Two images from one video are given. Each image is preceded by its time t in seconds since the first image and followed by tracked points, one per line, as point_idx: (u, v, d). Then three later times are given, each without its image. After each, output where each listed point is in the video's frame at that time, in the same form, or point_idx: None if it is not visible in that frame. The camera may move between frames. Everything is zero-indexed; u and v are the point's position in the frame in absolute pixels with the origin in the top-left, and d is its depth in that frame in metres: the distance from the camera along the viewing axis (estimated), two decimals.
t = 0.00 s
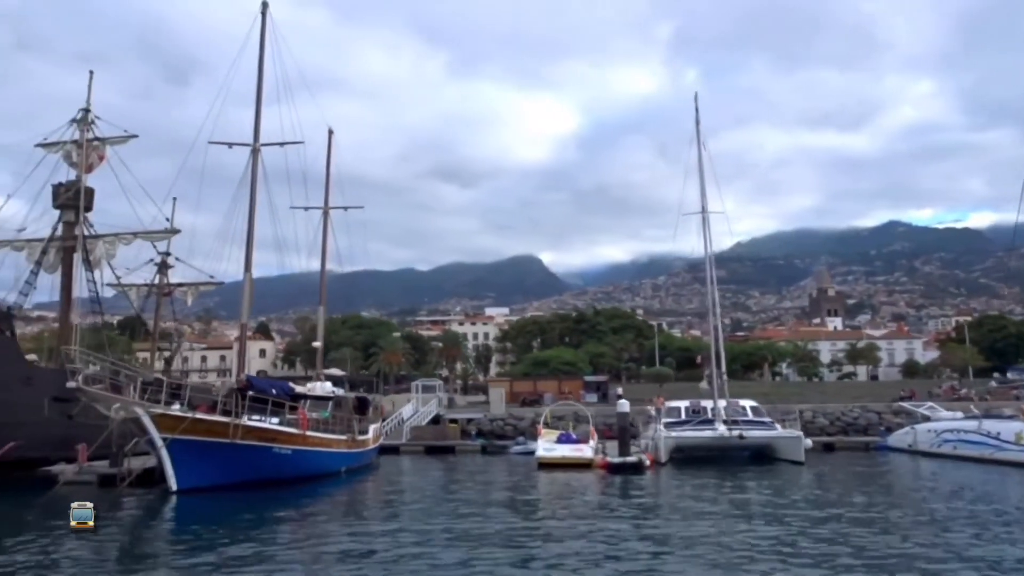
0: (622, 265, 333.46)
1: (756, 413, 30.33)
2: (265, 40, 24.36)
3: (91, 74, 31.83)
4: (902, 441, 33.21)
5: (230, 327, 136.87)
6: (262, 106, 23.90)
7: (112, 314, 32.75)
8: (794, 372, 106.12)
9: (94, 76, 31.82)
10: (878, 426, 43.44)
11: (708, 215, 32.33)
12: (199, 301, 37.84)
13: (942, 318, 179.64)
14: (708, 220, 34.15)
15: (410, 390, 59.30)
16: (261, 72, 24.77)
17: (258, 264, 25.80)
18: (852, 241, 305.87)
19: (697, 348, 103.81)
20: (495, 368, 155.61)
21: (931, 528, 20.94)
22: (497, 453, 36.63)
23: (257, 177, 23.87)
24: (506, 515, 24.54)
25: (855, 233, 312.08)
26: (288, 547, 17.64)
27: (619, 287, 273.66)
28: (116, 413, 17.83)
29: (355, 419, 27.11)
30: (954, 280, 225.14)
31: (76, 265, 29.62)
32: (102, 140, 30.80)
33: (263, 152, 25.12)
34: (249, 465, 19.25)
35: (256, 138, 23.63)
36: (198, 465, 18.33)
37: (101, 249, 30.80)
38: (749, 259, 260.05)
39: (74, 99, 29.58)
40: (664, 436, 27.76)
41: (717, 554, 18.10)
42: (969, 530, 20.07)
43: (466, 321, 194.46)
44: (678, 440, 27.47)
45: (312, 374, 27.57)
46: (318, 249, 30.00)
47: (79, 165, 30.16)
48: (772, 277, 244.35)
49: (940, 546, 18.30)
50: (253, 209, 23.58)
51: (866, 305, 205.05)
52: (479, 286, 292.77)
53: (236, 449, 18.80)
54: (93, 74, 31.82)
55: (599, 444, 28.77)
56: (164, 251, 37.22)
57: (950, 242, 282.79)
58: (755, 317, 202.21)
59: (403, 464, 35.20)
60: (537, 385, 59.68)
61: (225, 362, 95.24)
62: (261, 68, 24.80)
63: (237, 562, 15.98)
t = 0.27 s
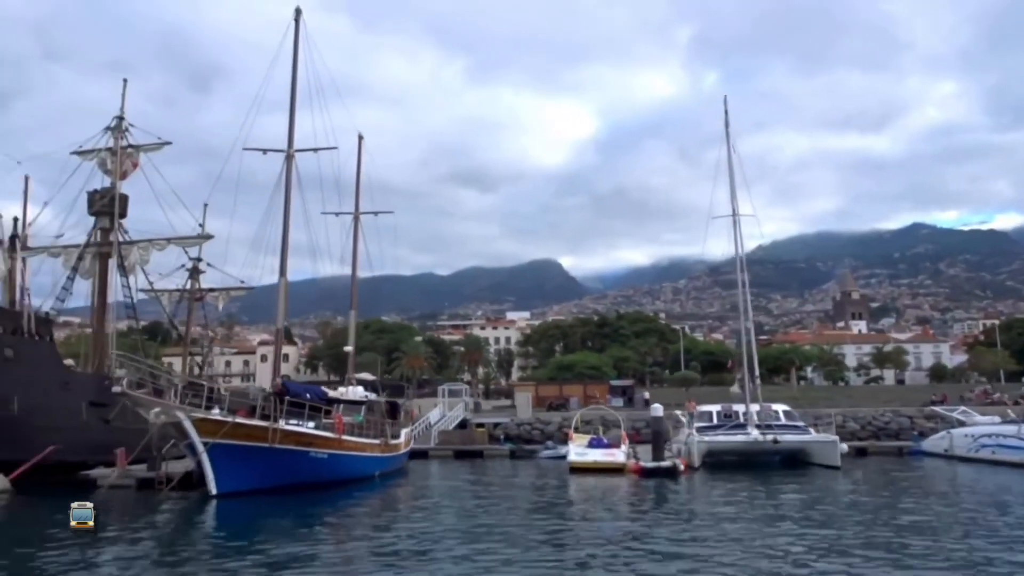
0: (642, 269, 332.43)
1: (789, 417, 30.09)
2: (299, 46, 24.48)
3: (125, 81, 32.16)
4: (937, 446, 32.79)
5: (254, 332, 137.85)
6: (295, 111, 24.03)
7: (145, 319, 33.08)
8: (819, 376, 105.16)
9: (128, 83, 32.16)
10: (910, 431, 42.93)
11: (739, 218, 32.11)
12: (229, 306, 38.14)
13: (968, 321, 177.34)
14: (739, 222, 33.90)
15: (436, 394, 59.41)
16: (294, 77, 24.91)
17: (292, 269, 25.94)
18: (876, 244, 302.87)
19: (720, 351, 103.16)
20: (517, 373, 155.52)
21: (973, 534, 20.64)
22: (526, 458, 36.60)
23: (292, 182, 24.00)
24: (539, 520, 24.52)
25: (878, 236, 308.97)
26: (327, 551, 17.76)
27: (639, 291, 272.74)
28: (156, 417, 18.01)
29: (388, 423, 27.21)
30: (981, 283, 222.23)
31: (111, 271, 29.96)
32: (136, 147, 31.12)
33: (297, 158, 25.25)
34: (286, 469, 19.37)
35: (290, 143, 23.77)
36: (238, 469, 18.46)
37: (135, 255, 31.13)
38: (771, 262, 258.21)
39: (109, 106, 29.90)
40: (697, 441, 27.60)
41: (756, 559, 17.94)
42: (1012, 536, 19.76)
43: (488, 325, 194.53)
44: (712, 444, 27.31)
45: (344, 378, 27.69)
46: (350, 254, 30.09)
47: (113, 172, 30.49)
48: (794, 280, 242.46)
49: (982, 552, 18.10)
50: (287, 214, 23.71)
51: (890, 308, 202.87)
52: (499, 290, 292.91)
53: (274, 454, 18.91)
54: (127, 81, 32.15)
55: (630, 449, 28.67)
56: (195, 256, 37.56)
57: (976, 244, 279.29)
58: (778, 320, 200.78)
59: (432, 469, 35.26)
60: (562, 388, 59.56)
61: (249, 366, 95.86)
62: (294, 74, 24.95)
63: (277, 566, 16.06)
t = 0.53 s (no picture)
0: (666, 276, 331.01)
1: (827, 425, 29.76)
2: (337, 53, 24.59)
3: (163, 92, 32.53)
4: (978, 455, 32.24)
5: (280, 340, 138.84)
6: (334, 119, 24.12)
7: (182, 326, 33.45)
8: (848, 384, 103.95)
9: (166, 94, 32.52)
10: (948, 440, 42.29)
11: (775, 224, 31.79)
12: (263, 313, 38.43)
13: (999, 328, 174.58)
14: (774, 229, 33.57)
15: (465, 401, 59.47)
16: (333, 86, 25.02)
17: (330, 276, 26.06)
18: (904, 250, 299.32)
19: (747, 359, 102.33)
20: (542, 380, 155.32)
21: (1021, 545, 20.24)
22: (559, 466, 36.47)
23: (331, 189, 24.10)
24: (576, 528, 24.42)
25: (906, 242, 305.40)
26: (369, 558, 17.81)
27: (663, 298, 271.59)
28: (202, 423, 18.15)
29: (424, 430, 27.24)
30: (1011, 289, 218.74)
31: (150, 279, 30.32)
32: (174, 157, 31.47)
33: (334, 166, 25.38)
34: (328, 476, 19.43)
35: (329, 151, 23.85)
36: (281, 475, 18.55)
37: (173, 263, 31.48)
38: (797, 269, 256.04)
39: (148, 117, 30.27)
40: (735, 449, 27.37)
41: (801, 570, 17.71)
42: None
43: (511, 333, 194.55)
44: (750, 452, 27.08)
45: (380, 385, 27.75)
46: (385, 262, 30.16)
47: (152, 181, 30.84)
48: (821, 287, 240.18)
49: None
50: (326, 222, 23.81)
51: (918, 315, 200.29)
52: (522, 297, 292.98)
53: (317, 460, 18.97)
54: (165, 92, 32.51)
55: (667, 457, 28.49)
56: (229, 264, 37.91)
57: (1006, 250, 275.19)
58: (803, 327, 199.06)
59: (465, 476, 35.24)
60: (591, 395, 59.35)
61: (276, 374, 96.53)
62: (332, 83, 25.06)
63: (321, 572, 16.11)
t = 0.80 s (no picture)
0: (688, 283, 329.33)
1: (865, 434, 29.38)
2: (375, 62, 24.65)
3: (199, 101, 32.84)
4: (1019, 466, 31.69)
5: (304, 347, 139.57)
6: (371, 127, 24.19)
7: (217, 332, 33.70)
8: (875, 393, 102.74)
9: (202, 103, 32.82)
10: (985, 450, 41.60)
11: (810, 231, 31.47)
12: (296, 320, 38.66)
13: None
14: (809, 235, 33.25)
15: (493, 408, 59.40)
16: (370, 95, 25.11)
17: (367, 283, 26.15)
18: (930, 257, 295.83)
19: (773, 367, 101.47)
20: (564, 388, 154.99)
21: None
22: (590, 474, 36.28)
23: (368, 196, 24.15)
24: (612, 537, 24.32)
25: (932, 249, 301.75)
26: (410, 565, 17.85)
27: (686, 305, 270.12)
28: (246, 430, 18.26)
29: (459, 438, 27.23)
30: None
31: (186, 286, 30.60)
32: (210, 165, 31.75)
33: (371, 173, 25.45)
34: (368, 482, 19.46)
35: (367, 158, 23.92)
36: (322, 482, 18.59)
37: (209, 271, 31.75)
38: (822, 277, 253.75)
39: (185, 126, 30.57)
40: (773, 458, 27.09)
41: None
42: None
43: (534, 340, 194.24)
44: (789, 461, 26.78)
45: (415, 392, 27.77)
46: (419, 269, 30.20)
47: (189, 189, 31.13)
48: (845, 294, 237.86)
49: None
50: (364, 229, 23.88)
51: (945, 323, 197.80)
52: (544, 305, 292.73)
53: (357, 467, 19.01)
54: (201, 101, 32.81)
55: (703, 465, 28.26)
56: (262, 271, 38.20)
57: None
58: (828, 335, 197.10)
59: (496, 484, 35.15)
60: (619, 404, 59.10)
61: (301, 380, 97.00)
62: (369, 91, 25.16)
63: None
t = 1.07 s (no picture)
0: (706, 290, 327.79)
1: (897, 442, 29.07)
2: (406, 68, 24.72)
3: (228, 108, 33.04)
4: None
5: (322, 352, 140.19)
6: (402, 133, 24.23)
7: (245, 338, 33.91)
8: (898, 399, 101.77)
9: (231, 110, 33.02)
10: (1016, 458, 41.05)
11: (841, 236, 31.18)
12: (322, 326, 38.84)
13: None
14: (839, 240, 32.95)
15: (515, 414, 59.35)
16: (400, 101, 25.16)
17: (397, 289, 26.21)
18: (952, 263, 292.92)
19: (794, 373, 100.74)
20: (582, 394, 154.63)
21: None
22: (617, 480, 36.18)
23: (398, 202, 24.20)
24: (642, 544, 24.19)
25: (953, 255, 298.55)
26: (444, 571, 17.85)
27: (703, 311, 269.01)
28: (281, 434, 18.30)
29: (487, 444, 27.22)
30: None
31: (216, 292, 30.84)
32: (238, 172, 31.99)
33: (401, 179, 25.53)
34: (401, 488, 19.50)
35: (398, 165, 23.96)
36: (356, 487, 18.63)
37: (238, 277, 31.98)
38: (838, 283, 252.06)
39: (214, 133, 30.82)
40: (804, 465, 26.87)
41: None
42: None
43: (552, 346, 194.00)
44: (821, 469, 26.57)
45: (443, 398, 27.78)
46: (447, 274, 30.23)
47: (218, 196, 31.35)
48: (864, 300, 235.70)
49: None
50: (394, 236, 23.93)
51: (967, 329, 195.68)
52: (561, 311, 292.34)
53: (390, 472, 19.02)
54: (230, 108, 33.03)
55: (732, 472, 28.09)
56: (288, 277, 38.43)
57: None
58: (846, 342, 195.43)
59: (522, 490, 35.12)
60: (641, 410, 58.90)
61: (320, 386, 97.40)
62: (400, 97, 25.20)
63: None
